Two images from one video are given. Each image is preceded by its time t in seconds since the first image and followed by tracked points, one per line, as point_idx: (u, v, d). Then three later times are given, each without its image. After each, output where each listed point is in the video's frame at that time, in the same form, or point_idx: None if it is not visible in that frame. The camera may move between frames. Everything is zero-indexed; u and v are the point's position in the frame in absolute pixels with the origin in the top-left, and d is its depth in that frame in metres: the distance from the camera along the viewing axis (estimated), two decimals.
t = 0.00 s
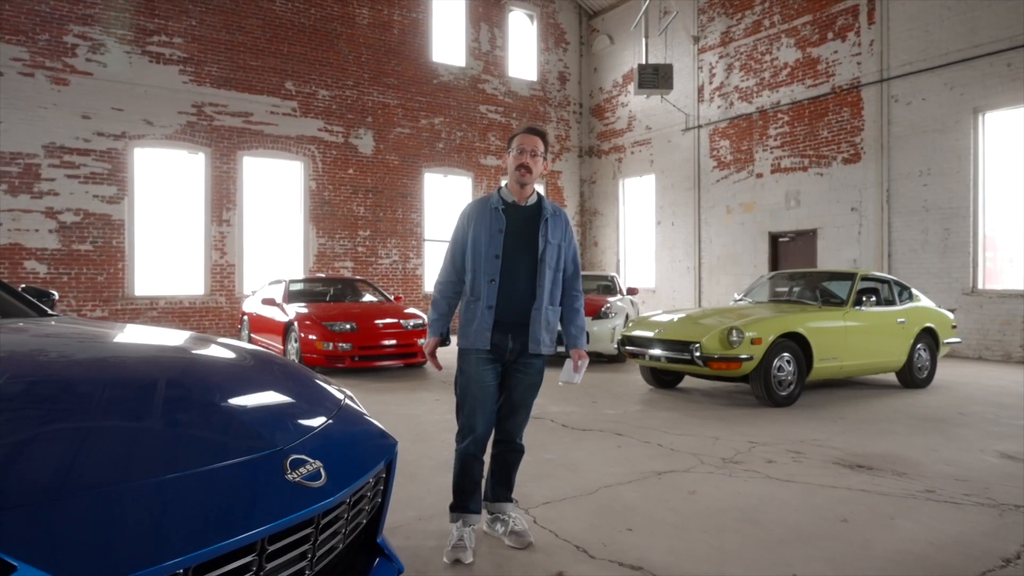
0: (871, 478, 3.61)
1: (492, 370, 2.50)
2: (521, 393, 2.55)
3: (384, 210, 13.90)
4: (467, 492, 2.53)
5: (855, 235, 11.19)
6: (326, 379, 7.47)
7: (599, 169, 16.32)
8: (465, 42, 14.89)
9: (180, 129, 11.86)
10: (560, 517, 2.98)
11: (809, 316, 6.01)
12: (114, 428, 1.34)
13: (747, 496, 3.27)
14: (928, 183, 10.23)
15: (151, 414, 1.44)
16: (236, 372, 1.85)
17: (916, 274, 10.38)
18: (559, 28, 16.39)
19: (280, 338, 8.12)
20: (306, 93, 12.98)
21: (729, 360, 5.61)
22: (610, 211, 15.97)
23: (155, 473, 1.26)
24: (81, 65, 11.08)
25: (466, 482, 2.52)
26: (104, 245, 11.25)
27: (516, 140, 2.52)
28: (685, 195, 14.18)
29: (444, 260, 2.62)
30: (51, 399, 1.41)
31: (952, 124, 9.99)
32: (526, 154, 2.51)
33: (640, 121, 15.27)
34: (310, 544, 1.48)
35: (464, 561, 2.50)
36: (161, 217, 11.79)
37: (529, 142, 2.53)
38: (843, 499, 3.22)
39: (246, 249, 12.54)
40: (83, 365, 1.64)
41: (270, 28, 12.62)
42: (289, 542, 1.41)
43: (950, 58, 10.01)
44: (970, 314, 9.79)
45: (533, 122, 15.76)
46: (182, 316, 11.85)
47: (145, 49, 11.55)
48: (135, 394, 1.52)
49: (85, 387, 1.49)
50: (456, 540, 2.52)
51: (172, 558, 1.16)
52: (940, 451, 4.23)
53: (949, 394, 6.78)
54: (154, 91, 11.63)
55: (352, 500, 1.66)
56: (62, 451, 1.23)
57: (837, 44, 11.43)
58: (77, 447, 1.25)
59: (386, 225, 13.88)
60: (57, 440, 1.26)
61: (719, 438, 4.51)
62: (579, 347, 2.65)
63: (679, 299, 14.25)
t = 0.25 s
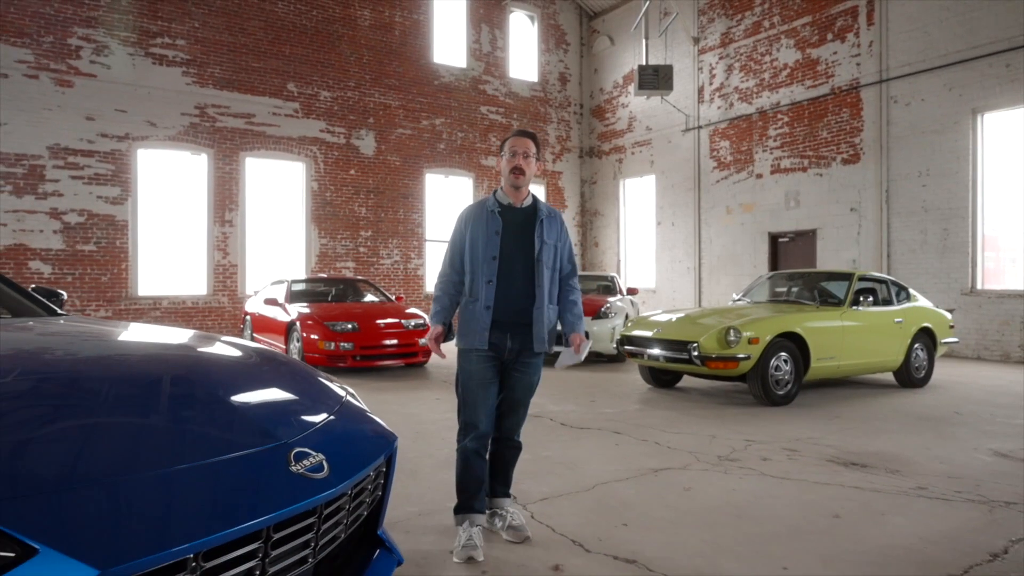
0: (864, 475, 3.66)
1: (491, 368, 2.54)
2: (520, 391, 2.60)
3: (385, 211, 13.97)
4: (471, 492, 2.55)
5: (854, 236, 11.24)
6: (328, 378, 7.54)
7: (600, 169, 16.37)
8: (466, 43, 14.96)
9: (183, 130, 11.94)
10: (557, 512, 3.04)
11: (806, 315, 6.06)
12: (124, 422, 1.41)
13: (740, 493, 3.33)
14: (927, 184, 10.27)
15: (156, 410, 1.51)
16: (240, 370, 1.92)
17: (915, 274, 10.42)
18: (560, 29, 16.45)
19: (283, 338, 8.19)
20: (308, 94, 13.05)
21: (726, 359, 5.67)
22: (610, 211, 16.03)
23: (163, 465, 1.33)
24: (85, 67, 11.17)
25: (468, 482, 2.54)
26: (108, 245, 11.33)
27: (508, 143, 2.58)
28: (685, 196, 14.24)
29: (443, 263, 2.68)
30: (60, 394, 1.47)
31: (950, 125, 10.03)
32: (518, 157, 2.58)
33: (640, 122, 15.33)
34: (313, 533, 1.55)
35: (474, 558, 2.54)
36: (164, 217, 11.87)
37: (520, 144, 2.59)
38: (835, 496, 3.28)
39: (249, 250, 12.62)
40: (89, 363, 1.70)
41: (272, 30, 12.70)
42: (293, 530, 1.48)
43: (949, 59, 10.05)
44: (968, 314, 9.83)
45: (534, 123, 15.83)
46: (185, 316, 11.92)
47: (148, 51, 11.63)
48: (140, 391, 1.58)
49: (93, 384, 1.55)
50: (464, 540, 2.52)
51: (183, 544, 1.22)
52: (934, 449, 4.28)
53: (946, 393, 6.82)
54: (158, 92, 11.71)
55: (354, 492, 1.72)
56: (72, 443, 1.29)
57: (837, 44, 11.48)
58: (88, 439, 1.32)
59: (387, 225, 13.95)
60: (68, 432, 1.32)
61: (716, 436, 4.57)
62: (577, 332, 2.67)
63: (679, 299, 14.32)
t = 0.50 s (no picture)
0: (860, 472, 3.72)
1: (494, 369, 2.60)
2: (523, 391, 2.67)
3: (390, 212, 14.07)
4: (477, 492, 2.62)
5: (857, 236, 11.28)
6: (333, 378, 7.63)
7: (604, 170, 16.43)
8: (470, 45, 15.05)
9: (190, 132, 12.06)
10: (557, 508, 3.12)
11: (806, 316, 6.11)
12: (139, 416, 1.49)
13: (737, 489, 3.40)
14: (929, 184, 10.30)
15: (167, 405, 1.59)
16: (247, 367, 2.00)
17: (918, 275, 10.46)
18: (563, 31, 16.52)
19: (289, 337, 8.29)
20: (314, 96, 13.16)
21: (726, 359, 5.74)
22: (614, 212, 16.09)
23: (177, 456, 1.41)
24: (94, 69, 11.29)
25: (474, 482, 2.61)
26: (116, 246, 11.45)
27: (501, 146, 2.65)
28: (688, 197, 14.29)
29: (442, 267, 2.74)
30: (77, 389, 1.55)
31: (952, 126, 10.06)
32: (512, 160, 2.65)
33: (643, 123, 15.39)
34: (320, 522, 1.63)
35: (489, 561, 2.54)
36: (171, 219, 11.98)
37: (513, 147, 2.66)
38: (830, 493, 3.34)
39: (255, 251, 12.73)
40: (100, 361, 1.78)
41: (277, 33, 12.80)
42: (301, 518, 1.56)
43: (951, 60, 10.08)
44: (971, 314, 9.86)
45: (538, 124, 15.90)
46: (192, 316, 12.04)
47: (155, 54, 11.75)
48: (151, 387, 1.65)
49: (104, 380, 1.63)
50: (475, 540, 2.56)
51: (200, 529, 1.31)
52: (930, 447, 4.34)
53: (947, 393, 6.86)
54: (165, 95, 11.82)
55: (359, 484, 1.81)
56: (89, 435, 1.37)
57: (839, 46, 11.52)
58: (103, 432, 1.40)
59: (392, 226, 14.04)
60: (84, 426, 1.40)
61: (715, 434, 4.63)
62: (582, 316, 2.70)
63: (682, 299, 14.37)
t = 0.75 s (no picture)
0: (857, 471, 3.79)
1: (497, 372, 2.66)
2: (526, 394, 2.72)
3: (397, 213, 14.18)
4: (482, 496, 2.62)
5: (861, 237, 11.31)
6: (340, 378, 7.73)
7: (609, 171, 16.49)
8: (476, 47, 15.14)
9: (199, 135, 12.20)
10: (559, 505, 3.19)
11: (807, 317, 6.17)
12: (156, 415, 1.57)
13: (735, 488, 3.47)
14: (934, 186, 10.33)
15: (181, 403, 1.67)
16: (256, 368, 2.08)
17: (922, 276, 10.48)
18: (569, 33, 16.59)
19: (296, 338, 8.40)
20: (321, 99, 13.27)
21: (728, 360, 5.80)
22: (619, 213, 16.16)
23: (195, 451, 1.49)
24: (104, 73, 11.44)
25: (479, 485, 2.62)
26: (126, 247, 11.60)
27: (493, 151, 2.72)
28: (693, 198, 14.34)
29: (442, 273, 2.77)
30: (97, 390, 1.63)
31: (956, 127, 10.09)
32: (505, 164, 2.72)
33: (649, 125, 15.45)
34: (330, 515, 1.72)
35: (493, 564, 2.53)
36: (180, 220, 12.12)
37: (505, 151, 2.74)
38: (826, 491, 3.41)
39: (263, 251, 12.85)
40: (114, 363, 1.85)
41: (285, 36, 12.92)
42: (313, 510, 1.65)
43: (955, 61, 10.11)
44: (974, 315, 9.89)
45: (543, 125, 15.98)
46: (201, 316, 12.17)
47: (165, 57, 11.89)
48: (166, 387, 1.74)
49: (122, 381, 1.71)
50: (482, 544, 2.57)
51: (222, 519, 1.40)
52: (929, 447, 4.39)
53: (948, 394, 6.91)
54: (174, 98, 11.97)
55: (366, 479, 1.90)
56: (113, 433, 1.46)
57: (844, 47, 11.56)
58: (121, 430, 1.48)
59: (398, 227, 14.15)
60: (105, 423, 1.48)
61: (716, 434, 4.70)
62: (581, 334, 2.81)
63: (687, 300, 14.43)
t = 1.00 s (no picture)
0: (853, 470, 3.87)
1: (497, 373, 2.72)
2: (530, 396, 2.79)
3: (403, 215, 14.30)
4: (485, 493, 2.70)
5: (865, 239, 11.36)
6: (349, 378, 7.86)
7: (615, 172, 16.58)
8: (482, 50, 15.26)
9: (209, 138, 12.36)
10: (560, 501, 3.30)
11: (809, 318, 6.25)
12: (181, 412, 1.68)
13: (733, 485, 3.57)
14: (937, 187, 10.38)
15: (200, 401, 1.78)
16: (270, 369, 2.19)
17: (926, 277, 10.53)
18: (575, 35, 16.69)
19: (305, 339, 8.53)
20: (329, 102, 13.42)
21: (730, 360, 5.89)
22: (625, 214, 16.24)
23: (219, 446, 1.60)
24: (115, 77, 11.61)
25: (482, 484, 2.69)
26: (137, 249, 11.77)
27: (485, 155, 2.78)
28: (698, 199, 14.42)
29: (439, 275, 2.82)
30: (124, 388, 1.74)
31: (959, 129, 10.14)
32: (498, 167, 2.78)
33: (654, 126, 15.53)
34: (342, 506, 1.84)
35: (496, 557, 2.63)
36: (190, 222, 12.27)
37: (496, 154, 2.80)
38: (821, 488, 3.50)
39: (272, 253, 13.01)
40: (134, 363, 1.96)
41: (293, 39, 13.07)
42: (327, 502, 1.77)
43: (958, 63, 10.16)
44: (978, 316, 9.93)
45: (549, 127, 16.09)
46: (211, 317, 12.33)
47: (175, 61, 12.05)
48: (185, 387, 1.84)
49: (145, 380, 1.82)
50: (487, 538, 2.67)
51: (245, 508, 1.51)
52: (925, 447, 4.47)
53: (949, 394, 6.97)
54: (184, 101, 12.13)
55: (376, 473, 2.01)
56: (142, 428, 1.56)
57: (848, 49, 11.62)
58: (146, 425, 1.58)
59: (405, 229, 14.28)
60: (131, 419, 1.58)
61: (717, 433, 4.80)
62: (574, 339, 2.87)
63: (692, 301, 14.50)
